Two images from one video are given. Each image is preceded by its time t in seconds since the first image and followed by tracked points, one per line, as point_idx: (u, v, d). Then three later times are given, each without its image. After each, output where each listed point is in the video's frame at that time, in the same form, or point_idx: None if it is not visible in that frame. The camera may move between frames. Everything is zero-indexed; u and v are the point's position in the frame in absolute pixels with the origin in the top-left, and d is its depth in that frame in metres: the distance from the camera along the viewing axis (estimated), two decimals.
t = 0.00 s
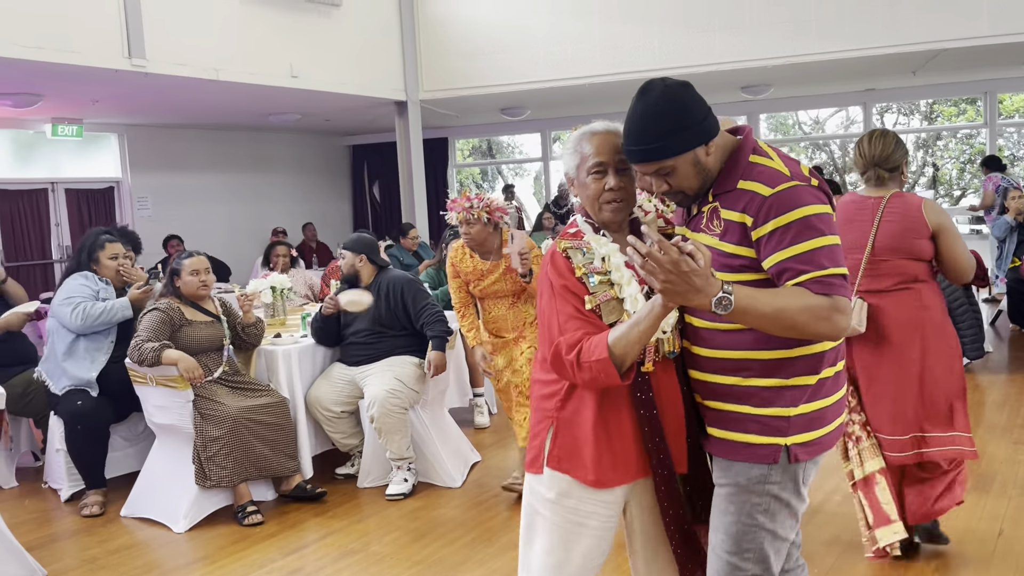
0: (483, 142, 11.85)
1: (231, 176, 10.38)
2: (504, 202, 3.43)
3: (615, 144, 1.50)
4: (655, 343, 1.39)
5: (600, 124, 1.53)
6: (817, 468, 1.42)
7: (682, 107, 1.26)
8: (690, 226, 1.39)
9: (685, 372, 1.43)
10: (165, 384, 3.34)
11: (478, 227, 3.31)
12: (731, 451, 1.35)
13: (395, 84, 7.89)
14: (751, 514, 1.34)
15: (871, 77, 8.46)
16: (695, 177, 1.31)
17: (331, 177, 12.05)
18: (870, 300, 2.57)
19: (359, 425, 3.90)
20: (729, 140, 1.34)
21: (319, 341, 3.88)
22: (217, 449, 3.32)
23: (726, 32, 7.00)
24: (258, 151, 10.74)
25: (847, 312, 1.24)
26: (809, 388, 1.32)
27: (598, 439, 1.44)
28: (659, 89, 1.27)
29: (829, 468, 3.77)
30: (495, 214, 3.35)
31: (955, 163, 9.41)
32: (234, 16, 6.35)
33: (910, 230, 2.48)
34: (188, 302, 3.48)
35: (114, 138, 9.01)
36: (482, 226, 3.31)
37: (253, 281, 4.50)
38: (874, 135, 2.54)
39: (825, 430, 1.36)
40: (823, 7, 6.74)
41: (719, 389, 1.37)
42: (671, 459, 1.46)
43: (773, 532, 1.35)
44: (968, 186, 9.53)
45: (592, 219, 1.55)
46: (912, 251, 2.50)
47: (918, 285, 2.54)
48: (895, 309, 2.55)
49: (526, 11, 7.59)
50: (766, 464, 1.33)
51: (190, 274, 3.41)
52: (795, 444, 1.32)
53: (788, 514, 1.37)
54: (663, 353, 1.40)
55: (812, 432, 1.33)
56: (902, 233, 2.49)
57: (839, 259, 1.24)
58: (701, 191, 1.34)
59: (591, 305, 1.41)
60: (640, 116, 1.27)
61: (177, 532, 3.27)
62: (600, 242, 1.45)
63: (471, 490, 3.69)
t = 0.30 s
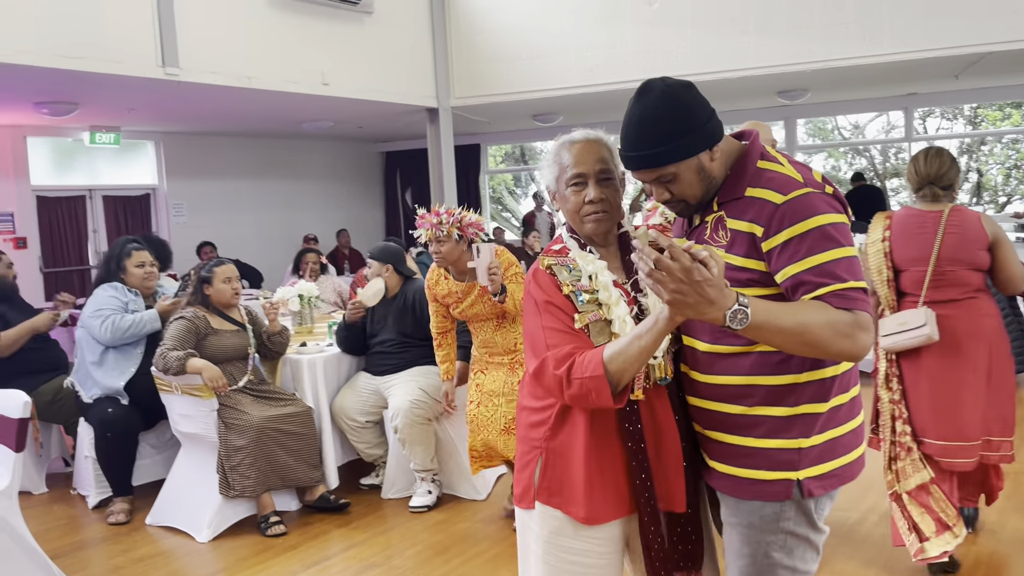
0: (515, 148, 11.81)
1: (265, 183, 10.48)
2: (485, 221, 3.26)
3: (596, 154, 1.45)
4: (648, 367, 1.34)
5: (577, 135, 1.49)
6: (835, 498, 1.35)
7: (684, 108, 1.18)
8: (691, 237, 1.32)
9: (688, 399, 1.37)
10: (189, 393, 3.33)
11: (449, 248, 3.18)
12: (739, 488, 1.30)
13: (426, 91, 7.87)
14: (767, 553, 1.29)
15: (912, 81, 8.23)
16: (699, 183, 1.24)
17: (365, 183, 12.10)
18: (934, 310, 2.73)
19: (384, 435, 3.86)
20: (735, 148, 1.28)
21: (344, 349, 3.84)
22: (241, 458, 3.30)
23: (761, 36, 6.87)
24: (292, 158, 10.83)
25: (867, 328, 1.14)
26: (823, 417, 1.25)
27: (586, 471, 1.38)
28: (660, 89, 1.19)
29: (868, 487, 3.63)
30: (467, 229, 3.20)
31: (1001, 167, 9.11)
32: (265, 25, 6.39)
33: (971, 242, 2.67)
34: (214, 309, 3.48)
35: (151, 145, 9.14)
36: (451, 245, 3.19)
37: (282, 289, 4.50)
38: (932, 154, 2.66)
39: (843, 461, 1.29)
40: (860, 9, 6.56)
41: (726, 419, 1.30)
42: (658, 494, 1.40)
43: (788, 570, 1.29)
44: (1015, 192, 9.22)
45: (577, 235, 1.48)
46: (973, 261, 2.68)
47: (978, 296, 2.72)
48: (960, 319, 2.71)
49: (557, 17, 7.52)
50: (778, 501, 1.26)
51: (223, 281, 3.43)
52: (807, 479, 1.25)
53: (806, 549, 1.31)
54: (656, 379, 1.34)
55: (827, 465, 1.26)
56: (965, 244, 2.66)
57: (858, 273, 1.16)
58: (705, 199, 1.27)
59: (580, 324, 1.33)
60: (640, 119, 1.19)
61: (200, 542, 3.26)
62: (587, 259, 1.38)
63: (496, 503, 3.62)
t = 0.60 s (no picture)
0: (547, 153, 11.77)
1: (299, 188, 10.58)
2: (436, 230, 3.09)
3: (571, 160, 1.40)
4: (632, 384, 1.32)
5: (550, 139, 1.44)
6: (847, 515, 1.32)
7: (680, 110, 1.15)
8: (688, 248, 1.28)
9: (690, 419, 1.34)
10: (214, 398, 3.36)
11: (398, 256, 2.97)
12: (750, 512, 1.26)
13: (457, 96, 7.87)
14: None
15: (955, 84, 8.01)
16: (696, 194, 1.20)
17: (398, 189, 12.16)
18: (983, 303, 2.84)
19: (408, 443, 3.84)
20: (733, 154, 1.23)
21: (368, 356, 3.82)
22: (264, 463, 3.31)
23: (796, 40, 6.75)
24: (326, 163, 10.93)
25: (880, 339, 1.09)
26: (836, 435, 1.22)
27: (557, 494, 1.32)
28: (656, 93, 1.15)
29: (904, 503, 3.52)
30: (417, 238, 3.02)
31: None
32: (297, 32, 6.44)
33: (1015, 239, 2.81)
34: (241, 314, 3.50)
35: (187, 151, 9.28)
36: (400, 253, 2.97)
37: (309, 295, 4.53)
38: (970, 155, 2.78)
39: (855, 480, 1.26)
40: (899, 12, 6.41)
41: (733, 440, 1.26)
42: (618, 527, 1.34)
43: None
44: None
45: (553, 243, 1.43)
46: (1016, 257, 2.82)
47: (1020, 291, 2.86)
48: (1008, 313, 2.83)
49: (589, 22, 7.47)
50: (793, 525, 1.23)
51: (252, 287, 3.43)
52: (822, 500, 1.22)
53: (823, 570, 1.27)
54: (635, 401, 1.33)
55: (839, 485, 1.23)
56: (1009, 241, 2.81)
57: (868, 279, 1.11)
58: (703, 207, 1.23)
59: (563, 337, 1.30)
60: (636, 122, 1.16)
61: (224, 547, 3.27)
62: (565, 269, 1.35)
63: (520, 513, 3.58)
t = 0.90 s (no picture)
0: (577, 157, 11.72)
1: (328, 191, 10.66)
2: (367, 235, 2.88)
3: (552, 174, 1.43)
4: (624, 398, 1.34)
5: (530, 153, 1.47)
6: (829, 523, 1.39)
7: (665, 126, 1.18)
8: (673, 262, 1.32)
9: (673, 430, 1.38)
10: (232, 400, 3.39)
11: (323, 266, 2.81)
12: (739, 521, 1.30)
13: (485, 100, 7.87)
14: None
15: (994, 88, 7.81)
16: (681, 209, 1.23)
17: (426, 193, 12.20)
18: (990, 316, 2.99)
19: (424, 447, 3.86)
20: (718, 168, 1.28)
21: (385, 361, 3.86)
22: (281, 467, 3.33)
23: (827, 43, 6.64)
24: (355, 166, 11.00)
25: (869, 355, 1.15)
26: (821, 443, 1.29)
27: (542, 511, 1.34)
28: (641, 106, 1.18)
29: (929, 519, 3.43)
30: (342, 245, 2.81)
31: None
32: (324, 36, 6.49)
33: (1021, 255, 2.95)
34: (259, 318, 3.53)
35: (219, 154, 9.40)
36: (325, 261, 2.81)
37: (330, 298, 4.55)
38: (978, 174, 2.93)
39: (837, 488, 1.33)
40: (934, 14, 6.27)
41: (722, 451, 1.30)
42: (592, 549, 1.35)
43: None
44: None
45: (537, 257, 1.47)
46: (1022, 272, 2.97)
47: None
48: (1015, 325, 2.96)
49: (617, 26, 7.42)
50: (781, 533, 1.28)
51: (273, 291, 3.48)
52: (810, 508, 1.28)
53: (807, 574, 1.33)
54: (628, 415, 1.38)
55: (824, 494, 1.30)
56: (1015, 256, 2.94)
57: (856, 294, 1.16)
58: (688, 222, 1.27)
59: (549, 356, 1.32)
60: (620, 139, 1.19)
61: (240, 548, 3.30)
62: (549, 283, 1.38)
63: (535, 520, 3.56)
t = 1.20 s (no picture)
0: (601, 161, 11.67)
1: (352, 193, 10.72)
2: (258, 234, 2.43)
3: (551, 177, 1.42)
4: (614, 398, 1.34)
5: (530, 155, 1.45)
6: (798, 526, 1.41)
7: (649, 135, 1.19)
8: (652, 265, 1.33)
9: (648, 427, 1.40)
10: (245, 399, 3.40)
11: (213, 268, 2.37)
12: (707, 515, 1.32)
13: (507, 103, 7.87)
14: None
15: None
16: (662, 213, 1.24)
17: (450, 195, 12.21)
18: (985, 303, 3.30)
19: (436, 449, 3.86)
20: (699, 174, 1.29)
21: (396, 363, 3.83)
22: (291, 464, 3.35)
23: (853, 45, 6.53)
24: (379, 169, 11.06)
25: (834, 362, 1.17)
26: (790, 444, 1.31)
27: (544, 508, 1.33)
28: (625, 114, 1.19)
29: (947, 531, 3.35)
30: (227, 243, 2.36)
31: None
32: (347, 39, 6.53)
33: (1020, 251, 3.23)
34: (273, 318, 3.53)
35: (244, 156, 9.50)
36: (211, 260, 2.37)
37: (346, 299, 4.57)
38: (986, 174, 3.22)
39: (803, 488, 1.35)
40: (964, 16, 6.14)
41: (694, 447, 1.33)
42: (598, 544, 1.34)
43: None
44: None
45: (532, 259, 1.45)
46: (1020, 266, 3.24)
47: None
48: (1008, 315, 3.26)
49: (640, 28, 7.36)
50: (747, 529, 1.30)
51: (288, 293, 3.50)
52: (776, 506, 1.30)
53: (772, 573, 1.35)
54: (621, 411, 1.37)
55: (791, 492, 1.32)
56: (1013, 251, 3.23)
57: (824, 303, 1.19)
58: (667, 227, 1.28)
59: (540, 357, 1.31)
60: (604, 147, 1.19)
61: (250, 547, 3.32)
62: (545, 283, 1.36)
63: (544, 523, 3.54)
